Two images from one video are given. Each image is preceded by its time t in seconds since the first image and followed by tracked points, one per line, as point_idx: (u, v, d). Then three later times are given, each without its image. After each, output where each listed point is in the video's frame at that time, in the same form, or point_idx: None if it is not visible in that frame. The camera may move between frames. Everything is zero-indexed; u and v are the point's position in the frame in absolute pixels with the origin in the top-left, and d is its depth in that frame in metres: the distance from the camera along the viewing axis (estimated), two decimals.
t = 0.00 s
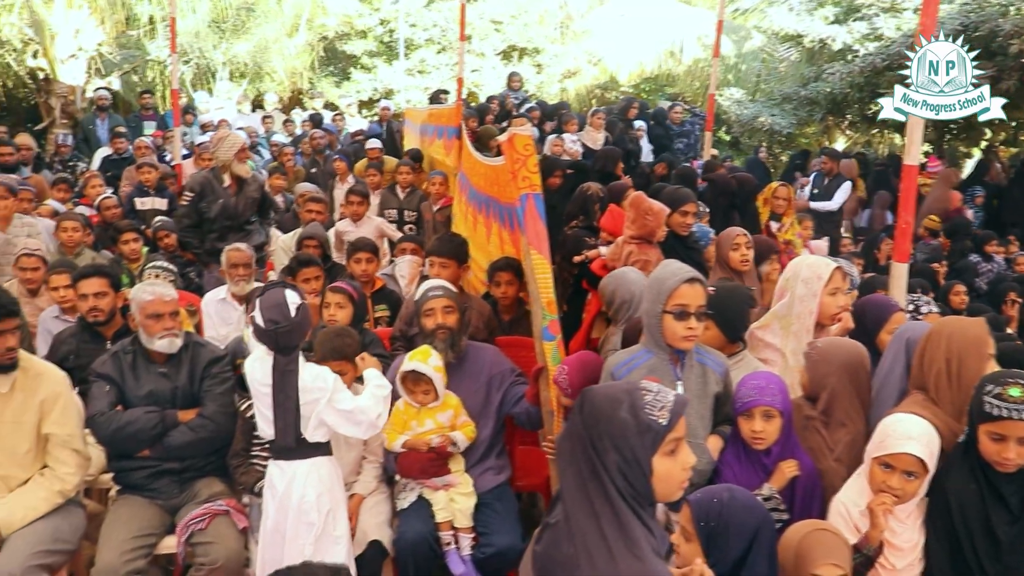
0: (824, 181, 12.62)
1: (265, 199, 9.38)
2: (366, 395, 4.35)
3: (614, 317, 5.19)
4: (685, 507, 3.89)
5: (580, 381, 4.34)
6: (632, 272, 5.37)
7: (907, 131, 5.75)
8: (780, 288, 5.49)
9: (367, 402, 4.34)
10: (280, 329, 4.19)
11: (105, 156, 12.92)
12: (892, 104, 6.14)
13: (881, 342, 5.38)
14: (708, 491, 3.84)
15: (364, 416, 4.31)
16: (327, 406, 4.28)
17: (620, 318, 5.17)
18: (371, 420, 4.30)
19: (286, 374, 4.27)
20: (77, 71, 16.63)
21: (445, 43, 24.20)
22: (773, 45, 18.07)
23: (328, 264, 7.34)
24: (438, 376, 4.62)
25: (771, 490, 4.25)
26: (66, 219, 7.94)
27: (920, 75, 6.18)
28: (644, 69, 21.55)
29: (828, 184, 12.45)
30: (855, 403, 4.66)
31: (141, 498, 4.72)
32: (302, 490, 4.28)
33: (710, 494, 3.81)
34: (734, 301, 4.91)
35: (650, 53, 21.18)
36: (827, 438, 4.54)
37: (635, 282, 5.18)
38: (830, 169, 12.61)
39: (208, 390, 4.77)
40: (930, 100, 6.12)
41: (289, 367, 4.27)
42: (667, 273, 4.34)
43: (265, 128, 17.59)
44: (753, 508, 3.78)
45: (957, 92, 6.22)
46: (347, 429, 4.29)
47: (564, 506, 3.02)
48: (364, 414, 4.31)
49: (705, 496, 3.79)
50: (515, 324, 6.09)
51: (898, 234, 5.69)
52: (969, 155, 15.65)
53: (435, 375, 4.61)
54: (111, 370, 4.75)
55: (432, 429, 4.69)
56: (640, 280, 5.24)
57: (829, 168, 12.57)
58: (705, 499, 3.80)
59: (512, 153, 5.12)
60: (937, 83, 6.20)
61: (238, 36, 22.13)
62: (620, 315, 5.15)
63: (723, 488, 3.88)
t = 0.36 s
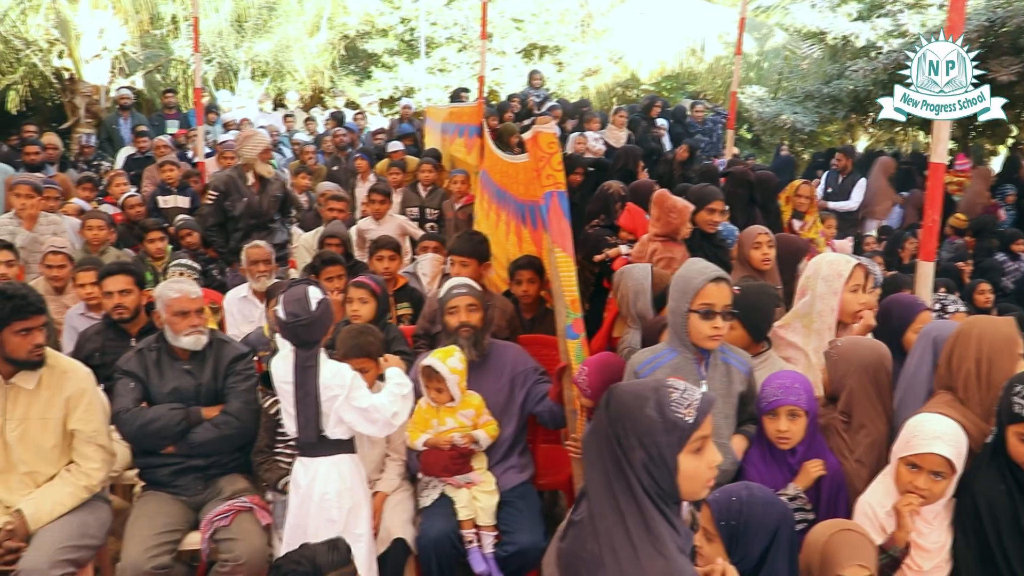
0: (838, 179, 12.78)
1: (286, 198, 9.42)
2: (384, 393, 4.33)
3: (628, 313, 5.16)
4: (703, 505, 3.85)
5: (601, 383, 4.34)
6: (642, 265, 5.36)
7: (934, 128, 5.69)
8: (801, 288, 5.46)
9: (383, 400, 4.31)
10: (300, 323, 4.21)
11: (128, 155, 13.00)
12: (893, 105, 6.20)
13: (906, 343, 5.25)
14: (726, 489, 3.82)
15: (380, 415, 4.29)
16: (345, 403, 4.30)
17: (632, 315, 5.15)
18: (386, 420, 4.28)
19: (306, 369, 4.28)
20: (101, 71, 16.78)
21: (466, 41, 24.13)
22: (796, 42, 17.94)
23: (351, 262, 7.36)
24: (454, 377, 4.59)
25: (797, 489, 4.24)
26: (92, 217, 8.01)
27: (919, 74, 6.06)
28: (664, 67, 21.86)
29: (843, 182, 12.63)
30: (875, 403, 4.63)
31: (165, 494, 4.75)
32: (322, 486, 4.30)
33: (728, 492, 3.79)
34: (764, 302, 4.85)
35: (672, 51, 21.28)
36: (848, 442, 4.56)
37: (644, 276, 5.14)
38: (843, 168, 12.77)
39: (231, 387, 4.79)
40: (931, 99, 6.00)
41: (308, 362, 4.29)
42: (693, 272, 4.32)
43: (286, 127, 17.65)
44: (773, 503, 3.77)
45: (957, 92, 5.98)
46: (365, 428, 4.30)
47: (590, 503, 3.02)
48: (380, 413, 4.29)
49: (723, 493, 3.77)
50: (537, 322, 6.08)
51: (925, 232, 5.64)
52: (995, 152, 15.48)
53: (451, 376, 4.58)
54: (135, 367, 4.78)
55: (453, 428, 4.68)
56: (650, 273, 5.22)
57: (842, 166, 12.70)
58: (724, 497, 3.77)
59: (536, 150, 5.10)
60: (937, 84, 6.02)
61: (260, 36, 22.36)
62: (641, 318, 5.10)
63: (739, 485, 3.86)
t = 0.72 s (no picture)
0: (852, 179, 12.81)
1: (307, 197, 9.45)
2: (408, 388, 4.34)
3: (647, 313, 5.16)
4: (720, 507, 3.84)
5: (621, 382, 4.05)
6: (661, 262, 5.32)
7: (960, 127, 5.61)
8: (822, 288, 5.42)
9: (407, 395, 4.33)
10: (324, 323, 4.25)
11: (149, 154, 13.07)
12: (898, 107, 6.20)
13: (932, 344, 5.20)
14: (742, 493, 3.83)
15: (403, 409, 4.31)
16: (370, 397, 4.31)
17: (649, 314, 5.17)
18: (409, 414, 4.29)
19: (330, 366, 4.32)
20: (125, 71, 16.59)
21: (485, 40, 24.40)
22: (817, 41, 17.84)
23: (371, 261, 7.38)
24: (472, 378, 4.59)
25: (819, 491, 4.23)
26: (115, 216, 8.06)
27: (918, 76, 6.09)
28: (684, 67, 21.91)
29: (857, 182, 12.65)
30: (898, 405, 4.57)
31: (187, 491, 4.78)
32: (346, 484, 4.31)
33: (744, 494, 3.80)
34: (787, 304, 4.84)
35: (693, 50, 21.25)
36: (873, 446, 4.51)
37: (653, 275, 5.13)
38: (858, 167, 12.85)
39: (253, 384, 4.80)
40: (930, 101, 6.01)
41: (333, 359, 4.32)
42: (714, 272, 4.30)
43: (307, 125, 17.70)
44: (790, 503, 3.78)
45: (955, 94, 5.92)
46: (388, 422, 4.31)
47: (611, 502, 3.00)
48: (403, 407, 4.31)
49: (741, 496, 3.77)
50: (555, 322, 6.07)
51: (949, 232, 5.59)
52: (1019, 152, 15.36)
53: (468, 376, 4.58)
54: (158, 364, 4.81)
55: (473, 428, 4.69)
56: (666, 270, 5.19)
57: (856, 166, 12.76)
58: (741, 500, 3.78)
59: (558, 150, 5.11)
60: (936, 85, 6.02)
61: (281, 35, 22.34)
62: (652, 318, 5.15)
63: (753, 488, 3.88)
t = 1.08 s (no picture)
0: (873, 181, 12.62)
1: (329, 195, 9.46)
2: (430, 382, 4.36)
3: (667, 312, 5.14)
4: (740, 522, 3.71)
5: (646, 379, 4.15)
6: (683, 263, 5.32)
7: (990, 130, 5.52)
8: (846, 291, 5.38)
9: (428, 388, 4.34)
10: (348, 324, 4.26)
11: (173, 151, 13.13)
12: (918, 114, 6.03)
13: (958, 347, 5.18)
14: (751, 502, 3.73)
15: (424, 402, 4.32)
16: (391, 390, 4.33)
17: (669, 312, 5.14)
18: (430, 407, 4.30)
19: (353, 362, 4.33)
20: (149, 68, 16.64)
21: (508, 39, 24.47)
22: (841, 42, 17.76)
23: (393, 259, 7.38)
24: (492, 377, 4.58)
25: (842, 495, 4.21)
26: (139, 212, 8.11)
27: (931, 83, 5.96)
28: (708, 67, 21.86)
29: (878, 183, 12.48)
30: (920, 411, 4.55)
31: (208, 485, 4.79)
32: (366, 479, 4.30)
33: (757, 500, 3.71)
34: (810, 308, 4.82)
35: (717, 50, 21.36)
36: (896, 451, 4.48)
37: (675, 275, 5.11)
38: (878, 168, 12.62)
39: (275, 380, 4.82)
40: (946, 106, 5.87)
41: (357, 356, 4.33)
42: (735, 273, 4.29)
43: (330, 123, 17.75)
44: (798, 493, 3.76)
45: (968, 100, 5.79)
46: (408, 415, 4.32)
47: (633, 503, 2.98)
48: (424, 400, 4.32)
49: (756, 506, 3.66)
50: (575, 321, 6.05)
51: (976, 236, 5.53)
52: None
53: (488, 375, 4.57)
54: (181, 359, 4.84)
55: (495, 428, 4.69)
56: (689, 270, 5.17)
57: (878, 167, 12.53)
58: (758, 510, 3.68)
59: (581, 150, 5.10)
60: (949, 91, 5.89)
61: (305, 34, 22.40)
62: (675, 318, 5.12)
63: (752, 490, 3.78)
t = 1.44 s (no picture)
0: (894, 183, 12.48)
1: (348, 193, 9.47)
2: (446, 379, 4.37)
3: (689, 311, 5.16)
4: (786, 553, 3.39)
5: (666, 376, 4.37)
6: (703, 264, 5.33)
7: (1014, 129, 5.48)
8: (867, 292, 5.34)
9: (443, 384, 4.36)
10: (365, 325, 4.28)
11: (193, 149, 13.19)
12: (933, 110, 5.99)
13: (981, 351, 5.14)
14: (778, 527, 3.41)
15: (439, 398, 4.34)
16: (408, 387, 4.35)
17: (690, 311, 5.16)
18: (444, 402, 4.32)
19: (371, 361, 4.33)
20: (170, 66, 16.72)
21: (527, 39, 24.44)
22: (861, 43, 17.71)
23: (411, 257, 7.39)
24: (510, 376, 4.58)
25: (860, 497, 4.17)
26: (159, 209, 8.16)
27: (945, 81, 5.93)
28: (726, 67, 22.18)
29: (898, 186, 12.30)
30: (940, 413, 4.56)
31: (226, 482, 4.81)
32: (383, 475, 4.31)
33: (784, 521, 3.40)
34: (827, 312, 4.79)
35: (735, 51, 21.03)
36: (918, 454, 4.48)
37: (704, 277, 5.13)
38: (900, 171, 12.56)
39: (293, 378, 4.83)
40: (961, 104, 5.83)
41: (374, 354, 4.34)
42: (753, 273, 4.28)
43: (349, 122, 17.80)
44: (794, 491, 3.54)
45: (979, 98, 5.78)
46: (423, 411, 4.34)
47: (653, 503, 2.96)
48: (439, 396, 4.34)
49: (797, 530, 3.37)
50: (592, 321, 6.04)
51: (999, 236, 5.49)
52: None
53: (506, 374, 4.57)
54: (200, 356, 4.86)
55: (513, 427, 4.68)
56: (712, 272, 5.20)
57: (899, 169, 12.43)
58: (797, 532, 3.39)
59: (603, 148, 5.09)
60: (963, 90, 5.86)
61: (325, 33, 22.75)
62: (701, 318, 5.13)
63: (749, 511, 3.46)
